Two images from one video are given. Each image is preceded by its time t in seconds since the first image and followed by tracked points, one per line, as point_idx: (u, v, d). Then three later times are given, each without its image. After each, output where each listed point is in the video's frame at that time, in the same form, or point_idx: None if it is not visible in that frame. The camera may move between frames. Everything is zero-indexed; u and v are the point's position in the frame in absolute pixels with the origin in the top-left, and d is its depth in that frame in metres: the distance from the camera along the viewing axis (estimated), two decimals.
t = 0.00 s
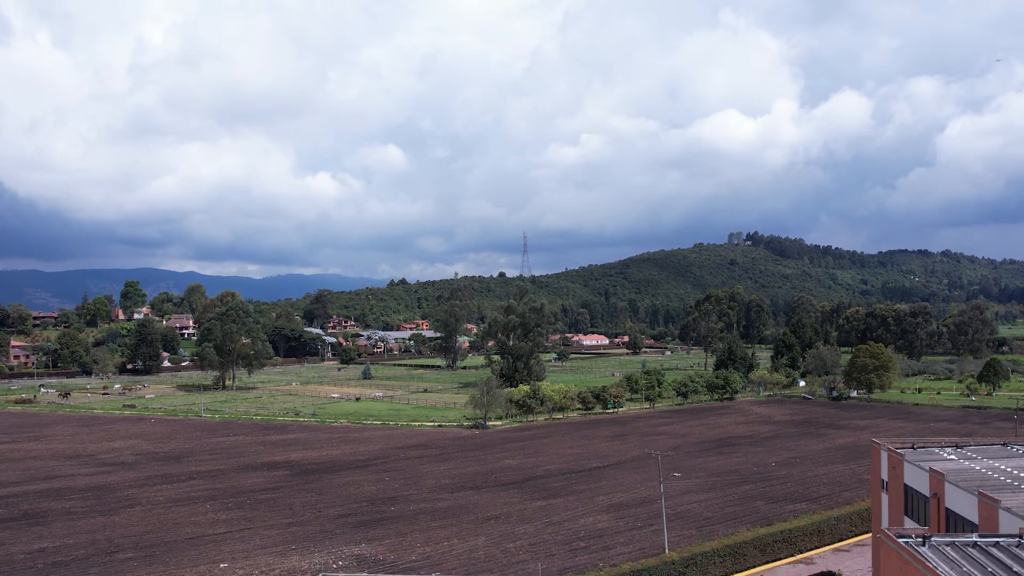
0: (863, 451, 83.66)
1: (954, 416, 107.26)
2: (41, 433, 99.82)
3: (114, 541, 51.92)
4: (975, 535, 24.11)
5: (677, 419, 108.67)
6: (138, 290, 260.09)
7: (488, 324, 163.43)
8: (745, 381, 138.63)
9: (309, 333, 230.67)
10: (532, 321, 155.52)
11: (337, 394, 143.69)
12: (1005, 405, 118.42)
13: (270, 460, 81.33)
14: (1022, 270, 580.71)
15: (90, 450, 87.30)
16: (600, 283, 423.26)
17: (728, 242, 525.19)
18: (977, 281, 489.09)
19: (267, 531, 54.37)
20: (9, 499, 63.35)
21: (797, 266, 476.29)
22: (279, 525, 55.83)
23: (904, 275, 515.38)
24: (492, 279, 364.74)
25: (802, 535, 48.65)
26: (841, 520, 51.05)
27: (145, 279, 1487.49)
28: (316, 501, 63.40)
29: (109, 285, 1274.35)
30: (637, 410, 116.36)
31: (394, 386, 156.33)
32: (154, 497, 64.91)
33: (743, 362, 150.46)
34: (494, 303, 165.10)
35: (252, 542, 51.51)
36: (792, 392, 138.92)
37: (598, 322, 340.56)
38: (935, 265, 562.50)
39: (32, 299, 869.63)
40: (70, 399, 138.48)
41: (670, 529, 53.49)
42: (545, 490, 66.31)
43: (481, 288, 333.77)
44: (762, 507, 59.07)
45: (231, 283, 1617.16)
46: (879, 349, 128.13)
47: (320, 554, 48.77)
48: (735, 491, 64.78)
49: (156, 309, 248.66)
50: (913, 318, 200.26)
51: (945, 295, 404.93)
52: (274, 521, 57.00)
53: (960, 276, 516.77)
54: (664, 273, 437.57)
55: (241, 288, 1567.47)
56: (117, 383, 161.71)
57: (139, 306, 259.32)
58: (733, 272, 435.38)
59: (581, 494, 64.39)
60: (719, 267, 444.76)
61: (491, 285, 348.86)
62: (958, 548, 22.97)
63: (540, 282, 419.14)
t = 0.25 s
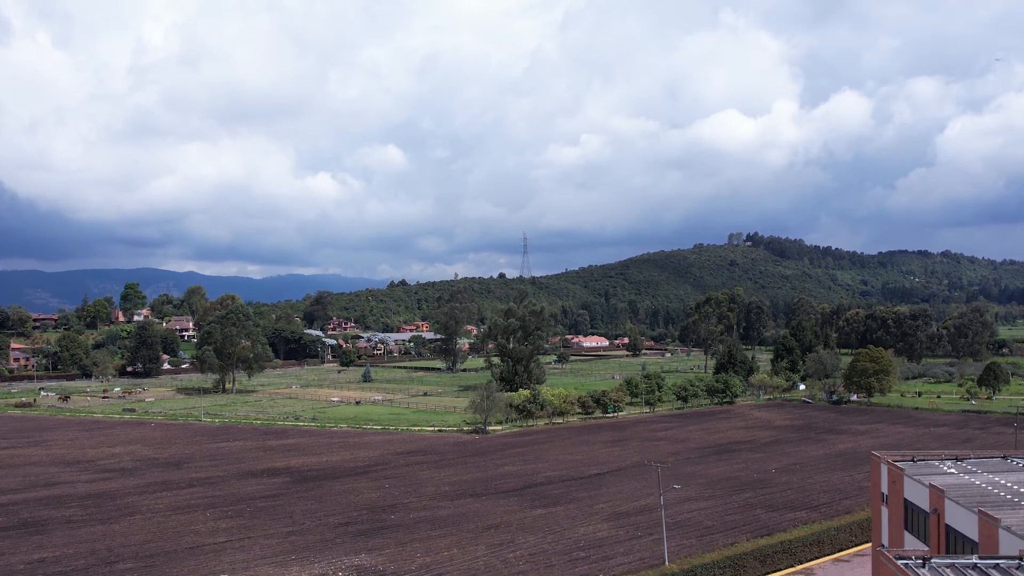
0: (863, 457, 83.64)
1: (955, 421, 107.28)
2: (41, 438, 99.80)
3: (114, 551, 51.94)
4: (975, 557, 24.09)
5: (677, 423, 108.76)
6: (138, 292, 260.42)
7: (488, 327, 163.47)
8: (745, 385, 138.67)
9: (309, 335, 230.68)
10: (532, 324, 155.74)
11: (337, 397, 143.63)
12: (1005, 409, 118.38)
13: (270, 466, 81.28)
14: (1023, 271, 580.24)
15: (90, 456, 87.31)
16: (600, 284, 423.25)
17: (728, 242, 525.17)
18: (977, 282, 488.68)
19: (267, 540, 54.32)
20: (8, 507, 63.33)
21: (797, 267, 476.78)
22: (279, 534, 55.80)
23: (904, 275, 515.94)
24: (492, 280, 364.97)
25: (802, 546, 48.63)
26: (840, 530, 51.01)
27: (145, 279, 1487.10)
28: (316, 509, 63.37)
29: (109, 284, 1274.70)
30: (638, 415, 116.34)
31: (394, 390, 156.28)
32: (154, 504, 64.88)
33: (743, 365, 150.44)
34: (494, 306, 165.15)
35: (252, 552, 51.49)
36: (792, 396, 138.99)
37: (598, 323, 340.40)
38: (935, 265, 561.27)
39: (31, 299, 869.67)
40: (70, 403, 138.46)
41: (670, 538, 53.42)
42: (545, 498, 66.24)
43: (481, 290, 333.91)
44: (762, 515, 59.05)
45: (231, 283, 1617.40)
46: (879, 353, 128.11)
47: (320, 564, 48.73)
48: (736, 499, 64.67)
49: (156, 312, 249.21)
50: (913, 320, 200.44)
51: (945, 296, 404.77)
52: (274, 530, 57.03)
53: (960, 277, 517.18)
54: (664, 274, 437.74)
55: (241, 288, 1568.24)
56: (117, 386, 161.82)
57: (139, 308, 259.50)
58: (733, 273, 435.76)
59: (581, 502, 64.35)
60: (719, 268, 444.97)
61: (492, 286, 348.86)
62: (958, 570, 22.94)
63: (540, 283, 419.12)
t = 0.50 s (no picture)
0: (863, 463, 83.65)
1: (955, 425, 107.33)
2: (41, 443, 99.80)
3: (114, 561, 51.92)
4: None
5: (677, 428, 108.83)
6: (138, 294, 260.54)
7: (488, 330, 163.43)
8: (744, 388, 138.68)
9: (309, 337, 230.72)
10: (532, 328, 155.82)
11: (337, 401, 143.63)
12: (1005, 414, 118.37)
13: (270, 472, 81.25)
14: (1022, 271, 580.05)
15: (90, 462, 87.28)
16: (600, 285, 423.33)
17: (728, 243, 525.09)
18: (977, 282, 488.67)
19: (267, 549, 54.33)
20: (9, 515, 63.35)
21: (797, 267, 476.94)
22: (279, 543, 55.80)
23: (904, 276, 516.14)
24: (492, 281, 364.89)
25: (802, 556, 48.65)
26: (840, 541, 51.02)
27: (145, 280, 1486.72)
28: (316, 517, 63.38)
29: (109, 284, 1274.81)
30: (638, 419, 116.34)
31: (394, 393, 156.21)
32: (154, 512, 64.88)
33: (742, 369, 150.39)
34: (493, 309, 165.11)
35: (252, 562, 51.50)
36: (792, 399, 139.02)
37: (598, 324, 340.31)
38: (934, 266, 561.48)
39: (31, 300, 869.54)
40: (70, 407, 138.37)
41: (670, 548, 53.42)
42: (545, 505, 66.25)
43: (481, 291, 333.84)
44: (762, 524, 59.06)
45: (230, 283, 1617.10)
46: (879, 357, 128.09)
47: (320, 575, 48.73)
48: (736, 507, 64.65)
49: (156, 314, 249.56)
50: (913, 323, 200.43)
51: (945, 296, 404.57)
52: (274, 539, 57.03)
53: (960, 278, 517.59)
54: (664, 274, 437.79)
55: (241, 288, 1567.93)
56: (117, 389, 161.81)
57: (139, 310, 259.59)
58: (733, 274, 435.93)
59: (581, 510, 64.35)
60: (719, 269, 445.06)
61: (491, 287, 348.85)
62: None
63: (540, 283, 419.12)
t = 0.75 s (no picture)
0: (863, 468, 83.65)
1: (955, 429, 107.32)
2: (41, 447, 99.80)
3: (114, 569, 51.92)
4: None
5: (677, 432, 108.88)
6: (138, 295, 260.70)
7: (488, 332, 163.27)
8: (744, 391, 138.65)
9: (309, 339, 230.67)
10: (532, 331, 155.39)
11: (336, 404, 143.50)
12: (1005, 417, 118.29)
13: (270, 477, 81.21)
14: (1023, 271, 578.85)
15: (90, 467, 87.30)
16: (600, 286, 423.35)
17: (728, 243, 524.86)
18: (977, 282, 486.89)
19: (267, 557, 54.37)
20: (9, 522, 63.38)
21: (798, 268, 476.88)
22: (278, 551, 55.83)
23: (904, 276, 516.11)
24: (492, 283, 364.91)
25: (802, 565, 48.65)
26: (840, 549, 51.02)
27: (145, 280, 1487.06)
28: (316, 523, 63.39)
29: (109, 285, 1274.13)
30: (637, 423, 116.40)
31: (394, 396, 156.07)
32: (154, 519, 64.88)
33: (742, 372, 150.24)
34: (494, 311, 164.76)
35: (252, 570, 51.50)
36: (792, 402, 138.99)
37: (598, 325, 340.10)
38: (934, 266, 561.42)
39: (31, 300, 869.55)
40: (70, 410, 138.37)
41: (670, 555, 53.44)
42: (545, 512, 66.24)
43: (481, 292, 333.73)
44: (762, 531, 59.05)
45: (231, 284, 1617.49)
46: (879, 361, 128.02)
47: None
48: (736, 513, 64.63)
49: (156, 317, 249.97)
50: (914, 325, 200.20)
51: (945, 297, 404.36)
52: (274, 546, 57.06)
53: (960, 278, 517.68)
54: (664, 275, 437.81)
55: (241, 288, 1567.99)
56: (117, 392, 161.85)
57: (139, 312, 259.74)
58: (733, 274, 435.90)
59: (581, 517, 64.35)
60: (719, 269, 445.10)
61: (491, 288, 348.69)
62: None
63: (540, 284, 419.10)
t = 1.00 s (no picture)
0: (863, 473, 83.65)
1: (955, 433, 107.35)
2: (41, 451, 99.75)
3: None
4: None
5: (677, 436, 108.87)
6: (138, 297, 260.52)
7: (488, 335, 163.14)
8: (744, 395, 138.64)
9: (309, 341, 230.63)
10: (532, 334, 154.59)
11: (337, 407, 143.51)
12: (1005, 421, 118.25)
13: (270, 483, 81.18)
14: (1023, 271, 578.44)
15: (90, 471, 87.23)
16: (600, 287, 423.32)
17: (728, 244, 524.82)
18: (977, 283, 486.35)
19: (267, 565, 54.35)
20: (9, 528, 63.40)
21: (798, 268, 476.84)
22: (278, 558, 55.77)
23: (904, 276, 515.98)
24: (492, 283, 364.87)
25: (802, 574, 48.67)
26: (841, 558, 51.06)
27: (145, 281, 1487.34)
28: (316, 530, 63.36)
29: (109, 285, 1273.75)
30: (637, 427, 116.40)
31: (394, 398, 156.07)
32: (154, 525, 64.82)
33: (742, 375, 150.14)
34: (494, 314, 164.53)
35: None
36: (792, 406, 138.98)
37: (598, 325, 339.96)
38: (934, 267, 561.31)
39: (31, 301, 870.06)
40: (70, 413, 138.31)
41: (670, 564, 53.41)
42: (545, 518, 66.19)
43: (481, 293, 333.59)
44: (762, 538, 59.02)
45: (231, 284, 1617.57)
46: (879, 364, 127.97)
47: None
48: (737, 520, 64.54)
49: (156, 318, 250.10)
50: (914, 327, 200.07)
51: (945, 298, 404.13)
52: (274, 554, 57.04)
53: (960, 278, 517.51)
54: (664, 276, 437.96)
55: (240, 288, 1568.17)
56: (117, 395, 161.81)
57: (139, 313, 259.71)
58: (733, 275, 435.82)
59: (582, 524, 64.30)
60: (719, 270, 445.11)
61: (491, 289, 348.54)
62: None
63: (540, 285, 419.28)
